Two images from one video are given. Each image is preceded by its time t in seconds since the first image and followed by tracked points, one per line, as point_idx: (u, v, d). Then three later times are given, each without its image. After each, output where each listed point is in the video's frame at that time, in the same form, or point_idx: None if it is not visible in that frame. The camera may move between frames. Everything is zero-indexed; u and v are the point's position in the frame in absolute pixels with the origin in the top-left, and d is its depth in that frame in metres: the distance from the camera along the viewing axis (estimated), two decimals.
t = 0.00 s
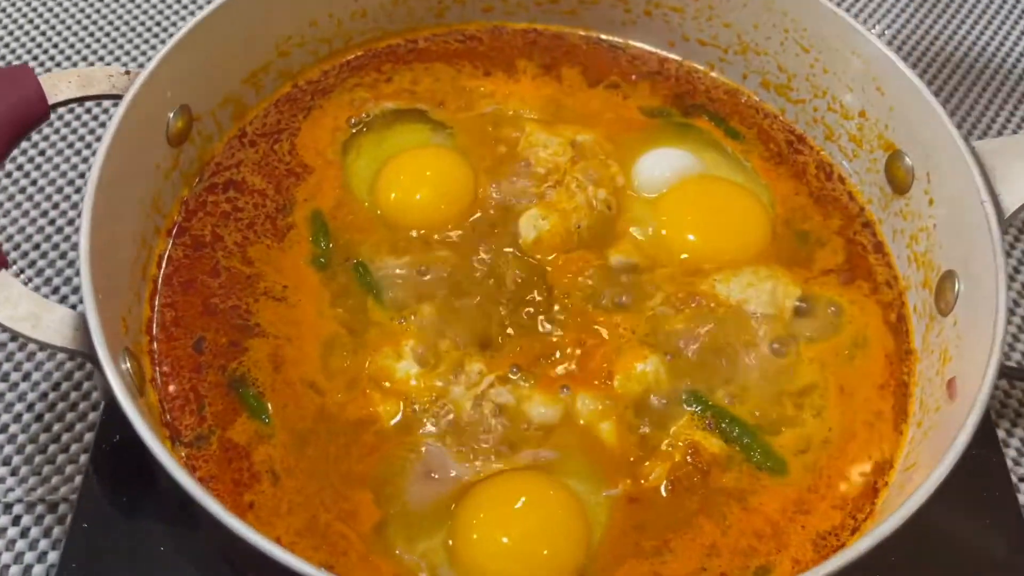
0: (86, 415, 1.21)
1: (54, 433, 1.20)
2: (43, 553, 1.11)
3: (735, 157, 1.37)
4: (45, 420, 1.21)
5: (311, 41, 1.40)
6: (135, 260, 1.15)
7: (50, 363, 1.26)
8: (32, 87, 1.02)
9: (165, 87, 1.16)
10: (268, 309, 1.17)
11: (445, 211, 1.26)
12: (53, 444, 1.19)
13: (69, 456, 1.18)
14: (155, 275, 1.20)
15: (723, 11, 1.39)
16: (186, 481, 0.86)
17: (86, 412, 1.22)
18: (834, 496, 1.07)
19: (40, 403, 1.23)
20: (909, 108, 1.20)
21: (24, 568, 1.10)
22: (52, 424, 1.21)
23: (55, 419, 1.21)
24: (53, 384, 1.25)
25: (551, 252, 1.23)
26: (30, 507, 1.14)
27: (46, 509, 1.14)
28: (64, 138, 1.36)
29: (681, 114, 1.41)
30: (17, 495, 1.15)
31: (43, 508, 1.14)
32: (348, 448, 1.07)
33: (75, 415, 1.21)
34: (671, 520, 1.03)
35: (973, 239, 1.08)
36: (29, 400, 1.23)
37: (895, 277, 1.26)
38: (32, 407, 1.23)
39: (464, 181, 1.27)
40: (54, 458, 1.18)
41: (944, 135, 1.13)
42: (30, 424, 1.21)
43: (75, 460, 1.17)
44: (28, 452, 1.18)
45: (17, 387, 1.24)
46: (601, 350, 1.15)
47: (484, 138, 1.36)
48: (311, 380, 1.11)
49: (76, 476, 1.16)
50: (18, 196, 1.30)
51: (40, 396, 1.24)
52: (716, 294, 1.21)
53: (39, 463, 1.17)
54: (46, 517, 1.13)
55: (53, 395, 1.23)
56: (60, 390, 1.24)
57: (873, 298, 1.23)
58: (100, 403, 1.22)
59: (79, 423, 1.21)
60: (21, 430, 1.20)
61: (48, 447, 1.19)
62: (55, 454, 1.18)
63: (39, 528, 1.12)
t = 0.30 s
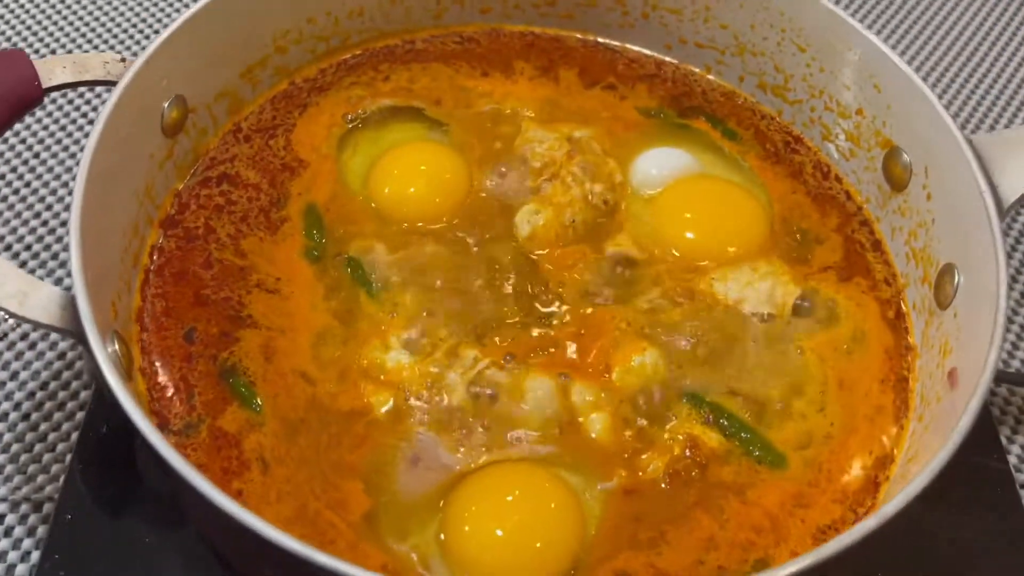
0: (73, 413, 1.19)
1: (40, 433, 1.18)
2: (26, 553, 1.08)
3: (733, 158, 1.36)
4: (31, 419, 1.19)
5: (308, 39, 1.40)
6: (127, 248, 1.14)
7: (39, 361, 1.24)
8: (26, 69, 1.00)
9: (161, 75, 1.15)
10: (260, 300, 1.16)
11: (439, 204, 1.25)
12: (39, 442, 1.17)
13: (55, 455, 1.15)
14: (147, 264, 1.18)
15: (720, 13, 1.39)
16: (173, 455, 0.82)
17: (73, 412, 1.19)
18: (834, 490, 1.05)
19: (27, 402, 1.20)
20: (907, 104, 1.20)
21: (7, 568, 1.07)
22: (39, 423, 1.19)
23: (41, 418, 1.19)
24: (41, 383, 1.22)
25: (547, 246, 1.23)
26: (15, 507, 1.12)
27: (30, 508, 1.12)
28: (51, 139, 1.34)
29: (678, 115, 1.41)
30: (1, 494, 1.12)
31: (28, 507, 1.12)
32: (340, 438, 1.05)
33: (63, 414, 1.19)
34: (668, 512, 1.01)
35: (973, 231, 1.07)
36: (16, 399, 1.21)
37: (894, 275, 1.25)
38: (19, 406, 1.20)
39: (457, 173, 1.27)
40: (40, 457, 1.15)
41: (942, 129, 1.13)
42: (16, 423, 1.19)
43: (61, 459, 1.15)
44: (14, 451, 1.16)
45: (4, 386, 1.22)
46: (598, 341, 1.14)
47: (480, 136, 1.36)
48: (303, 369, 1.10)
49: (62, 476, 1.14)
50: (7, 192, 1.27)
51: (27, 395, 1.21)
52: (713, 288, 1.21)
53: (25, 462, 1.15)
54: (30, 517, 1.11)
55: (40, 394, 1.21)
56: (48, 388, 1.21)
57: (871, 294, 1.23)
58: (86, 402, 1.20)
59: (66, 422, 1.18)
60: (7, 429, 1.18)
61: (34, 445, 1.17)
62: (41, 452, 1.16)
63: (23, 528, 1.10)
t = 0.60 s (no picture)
0: (84, 408, 1.22)
1: (51, 426, 1.20)
2: (35, 542, 1.10)
3: (729, 157, 1.40)
4: (43, 414, 1.22)
5: (315, 43, 1.43)
6: (138, 239, 1.17)
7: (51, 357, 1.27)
8: (43, 64, 1.04)
9: (173, 72, 1.19)
10: (268, 291, 1.19)
11: (440, 199, 1.29)
12: (50, 435, 1.19)
13: (65, 448, 1.18)
14: (158, 255, 1.22)
15: (714, 17, 1.44)
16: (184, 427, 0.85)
17: (83, 407, 1.22)
18: (828, 472, 1.08)
19: (38, 398, 1.23)
20: (897, 100, 1.23)
21: (16, 557, 1.09)
22: (50, 417, 1.21)
23: (52, 413, 1.22)
24: (52, 379, 1.25)
25: (547, 239, 1.26)
26: (25, 498, 1.14)
27: (40, 500, 1.14)
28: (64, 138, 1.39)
29: (675, 116, 1.45)
30: (12, 485, 1.15)
31: (37, 499, 1.14)
32: (345, 421, 1.07)
33: (74, 409, 1.22)
34: (665, 491, 1.04)
35: (959, 218, 1.10)
36: (27, 395, 1.24)
37: (885, 267, 1.28)
38: (30, 401, 1.23)
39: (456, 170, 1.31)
40: (50, 450, 1.18)
41: (929, 122, 1.16)
42: (27, 418, 1.21)
43: (71, 452, 1.17)
44: (24, 444, 1.18)
45: (16, 381, 1.25)
46: (591, 325, 1.17)
47: (482, 135, 1.40)
48: (309, 356, 1.13)
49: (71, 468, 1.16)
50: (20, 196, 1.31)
51: (38, 390, 1.24)
52: (707, 278, 1.24)
53: (36, 454, 1.17)
54: (41, 508, 1.13)
55: (51, 390, 1.24)
56: (59, 384, 1.24)
57: (863, 286, 1.26)
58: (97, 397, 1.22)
59: (76, 416, 1.21)
60: (19, 423, 1.21)
61: (45, 439, 1.19)
62: (52, 446, 1.18)
63: (33, 519, 1.12)
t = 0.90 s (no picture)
0: (97, 406, 1.26)
1: (65, 423, 1.24)
2: (49, 533, 1.14)
3: (721, 159, 1.45)
4: (57, 411, 1.26)
5: (321, 51, 1.49)
6: (152, 237, 1.21)
7: (66, 358, 1.31)
8: (63, 70, 1.09)
9: (185, 77, 1.24)
10: (276, 287, 1.23)
11: (439, 200, 1.34)
12: (64, 432, 1.23)
13: (79, 443, 1.22)
14: (170, 253, 1.26)
15: (706, 24, 1.49)
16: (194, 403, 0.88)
17: (96, 405, 1.26)
18: (816, 457, 1.11)
19: (52, 396, 1.27)
20: (881, 101, 1.27)
21: (31, 547, 1.12)
22: (64, 414, 1.25)
23: (66, 410, 1.26)
24: (65, 378, 1.29)
25: (544, 236, 1.31)
26: (40, 491, 1.17)
27: (55, 493, 1.17)
28: (80, 153, 1.46)
29: (668, 119, 1.50)
30: (28, 479, 1.18)
31: (52, 492, 1.17)
32: (349, 409, 1.11)
33: (87, 406, 1.26)
34: (659, 474, 1.07)
35: (941, 211, 1.14)
36: (42, 393, 1.28)
37: (873, 261, 1.33)
38: (45, 399, 1.27)
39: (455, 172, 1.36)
40: (64, 445, 1.22)
41: (911, 121, 1.21)
42: (42, 415, 1.25)
43: (85, 447, 1.21)
44: (39, 440, 1.22)
45: (31, 380, 1.29)
46: (584, 320, 1.22)
47: (481, 139, 1.45)
48: (316, 347, 1.17)
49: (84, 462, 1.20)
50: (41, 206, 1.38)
51: (52, 389, 1.28)
52: (699, 273, 1.29)
53: (50, 450, 1.21)
54: (55, 501, 1.17)
55: (65, 388, 1.28)
56: (73, 383, 1.28)
57: (851, 279, 1.30)
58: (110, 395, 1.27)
59: (89, 413, 1.25)
60: (34, 420, 1.25)
61: (59, 435, 1.23)
62: (66, 441, 1.22)
63: (48, 511, 1.16)
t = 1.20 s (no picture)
0: (107, 401, 1.29)
1: (76, 418, 1.27)
2: (60, 525, 1.16)
3: (715, 157, 1.48)
4: (68, 407, 1.28)
5: (325, 55, 1.52)
6: (161, 233, 1.25)
7: (77, 355, 1.34)
8: (78, 72, 1.13)
9: (194, 79, 1.28)
10: (283, 283, 1.26)
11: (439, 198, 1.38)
12: (74, 427, 1.26)
13: (90, 438, 1.25)
14: (179, 248, 1.30)
15: (700, 27, 1.52)
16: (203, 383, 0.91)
17: (106, 400, 1.29)
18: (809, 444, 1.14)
19: (64, 392, 1.30)
20: (870, 99, 1.31)
21: (43, 539, 1.15)
22: (75, 409, 1.28)
23: (77, 405, 1.29)
24: (77, 375, 1.32)
25: (542, 232, 1.35)
26: (52, 484, 1.20)
27: (66, 486, 1.20)
28: (91, 157, 1.50)
29: (664, 120, 1.54)
30: (39, 473, 1.21)
31: (64, 485, 1.20)
32: (353, 398, 1.14)
33: (97, 402, 1.29)
34: (655, 459, 1.10)
35: (928, 202, 1.17)
36: (53, 389, 1.30)
37: (864, 255, 1.36)
38: (56, 395, 1.30)
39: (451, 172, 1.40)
40: (76, 439, 1.25)
41: (898, 117, 1.24)
42: (54, 410, 1.28)
43: (95, 441, 1.24)
44: (51, 435, 1.25)
45: (43, 377, 1.32)
46: (579, 312, 1.25)
47: (480, 141, 1.48)
48: (322, 339, 1.20)
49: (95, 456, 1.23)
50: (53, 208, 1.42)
51: (64, 385, 1.31)
52: (694, 266, 1.33)
53: (62, 444, 1.24)
54: (66, 494, 1.20)
55: (76, 384, 1.31)
56: (84, 379, 1.31)
57: (841, 272, 1.34)
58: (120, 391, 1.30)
59: (100, 409, 1.28)
60: (45, 415, 1.27)
61: (70, 429, 1.26)
62: (77, 436, 1.25)
63: (59, 504, 1.19)
